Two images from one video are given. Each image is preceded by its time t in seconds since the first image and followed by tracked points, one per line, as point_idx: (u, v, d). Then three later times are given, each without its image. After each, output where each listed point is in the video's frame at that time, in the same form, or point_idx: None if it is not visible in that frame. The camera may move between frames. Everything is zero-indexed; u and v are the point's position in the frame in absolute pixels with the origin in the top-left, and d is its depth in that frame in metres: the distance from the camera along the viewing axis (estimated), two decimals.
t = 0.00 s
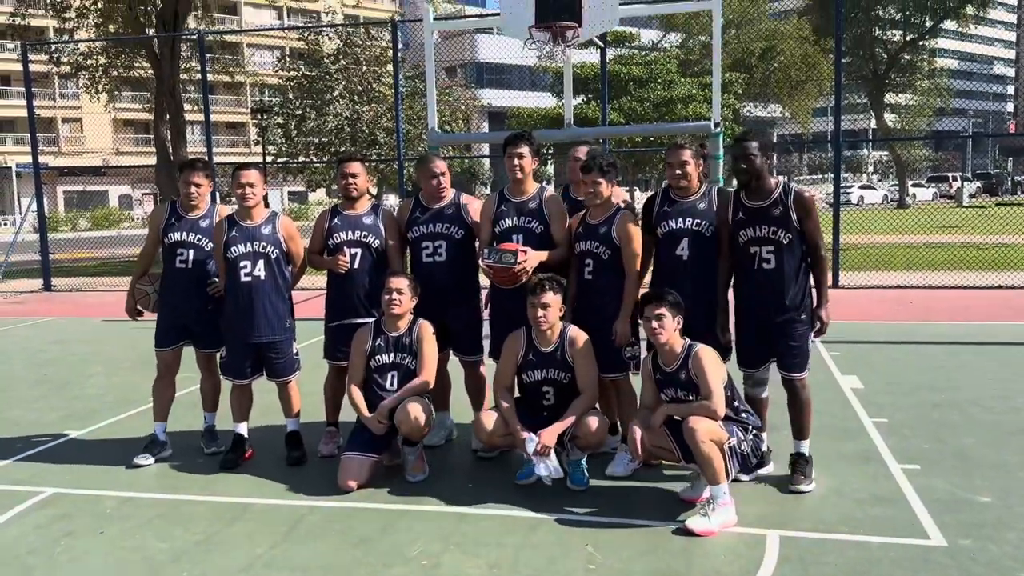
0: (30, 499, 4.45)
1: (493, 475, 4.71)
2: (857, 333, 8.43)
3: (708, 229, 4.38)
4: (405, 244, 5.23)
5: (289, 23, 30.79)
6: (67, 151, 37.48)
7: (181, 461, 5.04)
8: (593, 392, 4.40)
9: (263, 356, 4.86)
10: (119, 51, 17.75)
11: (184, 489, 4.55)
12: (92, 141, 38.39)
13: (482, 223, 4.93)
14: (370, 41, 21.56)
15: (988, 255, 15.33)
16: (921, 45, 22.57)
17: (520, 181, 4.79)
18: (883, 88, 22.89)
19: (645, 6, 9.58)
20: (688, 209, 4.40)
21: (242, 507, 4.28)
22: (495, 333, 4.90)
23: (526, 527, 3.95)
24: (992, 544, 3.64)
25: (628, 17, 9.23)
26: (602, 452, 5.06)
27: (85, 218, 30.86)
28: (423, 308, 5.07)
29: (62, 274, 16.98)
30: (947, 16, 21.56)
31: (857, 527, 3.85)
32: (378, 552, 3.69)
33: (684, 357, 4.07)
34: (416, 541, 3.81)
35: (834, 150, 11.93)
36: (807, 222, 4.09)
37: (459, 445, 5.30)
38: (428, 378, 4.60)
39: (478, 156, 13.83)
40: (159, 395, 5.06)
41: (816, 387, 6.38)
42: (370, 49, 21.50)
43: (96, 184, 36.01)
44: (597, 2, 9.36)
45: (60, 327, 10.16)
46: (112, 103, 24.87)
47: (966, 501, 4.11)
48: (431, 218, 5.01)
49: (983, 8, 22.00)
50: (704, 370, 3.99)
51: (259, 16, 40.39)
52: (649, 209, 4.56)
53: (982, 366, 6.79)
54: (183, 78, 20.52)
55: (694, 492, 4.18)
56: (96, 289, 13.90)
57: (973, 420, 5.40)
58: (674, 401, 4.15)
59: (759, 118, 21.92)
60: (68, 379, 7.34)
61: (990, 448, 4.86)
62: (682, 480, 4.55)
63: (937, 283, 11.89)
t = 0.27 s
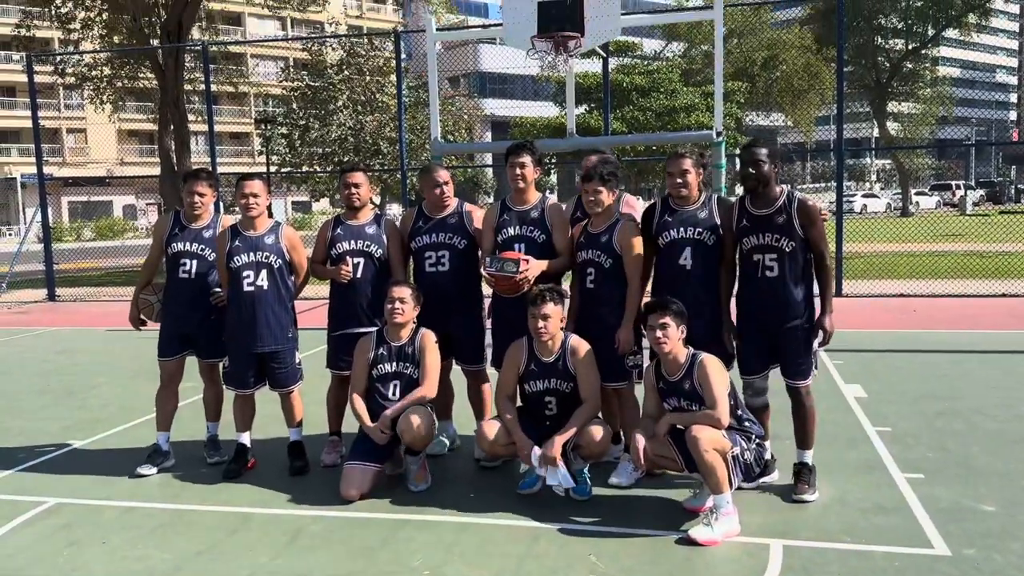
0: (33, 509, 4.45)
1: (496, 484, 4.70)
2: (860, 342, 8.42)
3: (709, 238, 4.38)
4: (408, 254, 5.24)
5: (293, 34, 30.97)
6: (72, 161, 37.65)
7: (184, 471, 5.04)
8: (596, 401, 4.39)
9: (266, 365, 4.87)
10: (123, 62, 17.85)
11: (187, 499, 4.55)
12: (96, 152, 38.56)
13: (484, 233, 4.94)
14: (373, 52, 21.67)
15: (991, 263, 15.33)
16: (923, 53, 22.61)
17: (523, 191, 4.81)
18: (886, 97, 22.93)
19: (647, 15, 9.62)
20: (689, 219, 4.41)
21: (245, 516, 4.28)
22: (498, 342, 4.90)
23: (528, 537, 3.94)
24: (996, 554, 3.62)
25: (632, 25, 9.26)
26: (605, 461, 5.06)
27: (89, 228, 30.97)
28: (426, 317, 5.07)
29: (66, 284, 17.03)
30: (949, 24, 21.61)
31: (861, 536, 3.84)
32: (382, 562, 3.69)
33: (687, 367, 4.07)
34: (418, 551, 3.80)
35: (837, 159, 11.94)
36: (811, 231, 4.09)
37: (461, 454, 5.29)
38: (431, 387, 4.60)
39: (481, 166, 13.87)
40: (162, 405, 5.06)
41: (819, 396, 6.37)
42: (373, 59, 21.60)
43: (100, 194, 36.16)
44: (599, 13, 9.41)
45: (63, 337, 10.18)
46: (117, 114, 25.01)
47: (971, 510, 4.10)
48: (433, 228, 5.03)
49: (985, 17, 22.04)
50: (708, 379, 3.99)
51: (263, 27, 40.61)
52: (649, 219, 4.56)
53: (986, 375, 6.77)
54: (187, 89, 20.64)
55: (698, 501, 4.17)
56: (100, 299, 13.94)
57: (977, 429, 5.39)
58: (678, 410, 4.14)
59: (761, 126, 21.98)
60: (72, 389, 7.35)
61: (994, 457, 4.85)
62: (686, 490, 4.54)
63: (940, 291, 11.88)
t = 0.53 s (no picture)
0: (37, 515, 4.46)
1: (499, 490, 4.70)
2: (864, 348, 8.40)
3: (708, 244, 4.39)
4: (410, 261, 5.25)
5: (297, 41, 31.06)
6: (76, 168, 37.74)
7: (187, 477, 5.04)
8: (598, 407, 4.38)
9: (269, 372, 4.88)
10: (127, 70, 17.91)
11: (189, 505, 4.55)
12: (101, 159, 38.68)
13: (487, 240, 4.95)
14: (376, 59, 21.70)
15: (995, 269, 15.28)
16: (926, 60, 22.61)
17: (525, 197, 4.82)
18: (890, 103, 22.92)
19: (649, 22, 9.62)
20: (689, 224, 4.41)
21: (248, 522, 4.28)
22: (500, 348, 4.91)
23: (531, 543, 3.94)
24: (1001, 560, 3.61)
25: (634, 34, 9.30)
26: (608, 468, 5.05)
27: (94, 235, 31.04)
28: (429, 324, 5.08)
29: (69, 291, 17.06)
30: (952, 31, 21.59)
31: (866, 543, 3.83)
32: (385, 568, 3.69)
33: (690, 373, 4.08)
34: (421, 557, 3.80)
35: (840, 165, 11.93)
36: (808, 234, 4.10)
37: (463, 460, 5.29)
38: (433, 393, 4.60)
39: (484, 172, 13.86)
40: (165, 410, 5.06)
41: (822, 402, 6.36)
42: (377, 66, 21.65)
43: (104, 201, 36.24)
44: (601, 20, 9.42)
45: (67, 343, 10.20)
46: (121, 121, 25.08)
47: (975, 516, 4.08)
48: (436, 235, 5.04)
49: (988, 23, 22.02)
50: (711, 385, 3.99)
51: (267, 35, 40.74)
52: (649, 226, 4.57)
53: (990, 381, 6.76)
54: (191, 96, 20.69)
55: (701, 507, 4.17)
56: (104, 306, 13.95)
57: (981, 435, 5.37)
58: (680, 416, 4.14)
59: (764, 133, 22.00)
60: (75, 396, 7.36)
61: (999, 463, 4.83)
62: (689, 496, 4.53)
63: (944, 297, 11.86)
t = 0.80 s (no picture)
0: (42, 516, 4.48)
1: (501, 493, 4.70)
2: (867, 351, 8.40)
3: (711, 247, 4.39)
4: (413, 263, 5.26)
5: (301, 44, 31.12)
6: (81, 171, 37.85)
7: (191, 480, 5.06)
8: (601, 410, 4.39)
9: (273, 375, 4.89)
10: (132, 73, 17.99)
11: (193, 507, 4.57)
12: (105, 162, 38.81)
13: (489, 243, 4.96)
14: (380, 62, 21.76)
15: (999, 272, 15.27)
16: (930, 63, 22.60)
17: (528, 201, 4.83)
18: (893, 107, 22.92)
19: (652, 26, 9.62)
20: (693, 227, 4.41)
21: (251, 525, 4.29)
22: (502, 351, 4.91)
23: (534, 546, 3.94)
24: (1004, 563, 3.61)
25: (636, 37, 9.28)
26: (610, 471, 5.05)
27: (98, 238, 31.13)
28: (432, 326, 5.08)
29: (74, 293, 17.11)
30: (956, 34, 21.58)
31: (869, 547, 3.82)
32: (388, 571, 3.69)
33: (692, 376, 4.08)
34: (424, 560, 3.80)
35: (844, 168, 11.93)
36: (813, 237, 4.08)
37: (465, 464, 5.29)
38: (436, 396, 4.61)
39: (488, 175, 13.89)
40: (169, 413, 5.07)
41: (825, 405, 6.36)
42: (380, 69, 21.69)
43: (108, 204, 36.36)
44: (604, 24, 9.41)
45: (71, 346, 10.23)
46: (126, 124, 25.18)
47: (978, 520, 4.08)
48: (439, 237, 5.04)
49: (992, 27, 22.03)
50: (713, 388, 3.99)
51: (271, 38, 40.87)
52: (652, 228, 4.58)
53: (993, 384, 6.75)
54: (196, 99, 20.76)
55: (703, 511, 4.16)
56: (108, 309, 14.00)
57: (983, 438, 5.37)
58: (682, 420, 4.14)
59: (767, 136, 22.01)
60: (79, 398, 7.38)
61: (1002, 467, 4.82)
62: (692, 499, 4.53)
63: (947, 301, 11.85)
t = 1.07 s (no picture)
0: (46, 514, 4.49)
1: (503, 492, 4.71)
2: (870, 352, 8.39)
3: (715, 247, 4.39)
4: (415, 263, 5.26)
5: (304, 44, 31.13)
6: (84, 171, 37.92)
7: (194, 478, 5.07)
8: (604, 410, 4.39)
9: (276, 374, 4.90)
10: (136, 72, 18.04)
11: (196, 506, 4.58)
12: (109, 161, 38.89)
13: (492, 242, 4.97)
14: (384, 62, 21.78)
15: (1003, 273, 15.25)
16: (934, 64, 22.56)
17: (531, 200, 4.84)
18: (897, 107, 22.89)
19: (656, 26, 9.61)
20: (697, 227, 4.42)
21: (254, 523, 4.30)
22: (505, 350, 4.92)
23: (537, 545, 3.94)
24: (1007, 564, 3.60)
25: (639, 37, 9.25)
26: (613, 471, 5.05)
27: (102, 237, 31.19)
28: (435, 325, 5.09)
29: (77, 293, 17.15)
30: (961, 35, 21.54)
31: (872, 547, 3.82)
32: (391, 569, 3.70)
33: (695, 376, 4.08)
34: (426, 559, 3.81)
35: (847, 169, 11.92)
36: (817, 238, 4.08)
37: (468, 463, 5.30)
38: (440, 395, 4.62)
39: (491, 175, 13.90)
40: (173, 412, 5.09)
41: (828, 405, 6.35)
42: (384, 69, 21.70)
43: (112, 203, 36.43)
44: (607, 24, 9.39)
45: (75, 345, 10.26)
46: (130, 124, 25.23)
47: (981, 521, 4.08)
48: (441, 236, 5.05)
49: (996, 27, 21.99)
50: (715, 388, 3.99)
51: (275, 38, 40.93)
52: (656, 228, 4.59)
53: (997, 385, 6.74)
54: (199, 99, 20.79)
55: (706, 511, 4.16)
56: (112, 308, 14.02)
57: (986, 439, 5.36)
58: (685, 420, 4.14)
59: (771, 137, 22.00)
60: (83, 396, 7.40)
61: (1005, 468, 4.82)
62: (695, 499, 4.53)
63: (950, 302, 11.84)
